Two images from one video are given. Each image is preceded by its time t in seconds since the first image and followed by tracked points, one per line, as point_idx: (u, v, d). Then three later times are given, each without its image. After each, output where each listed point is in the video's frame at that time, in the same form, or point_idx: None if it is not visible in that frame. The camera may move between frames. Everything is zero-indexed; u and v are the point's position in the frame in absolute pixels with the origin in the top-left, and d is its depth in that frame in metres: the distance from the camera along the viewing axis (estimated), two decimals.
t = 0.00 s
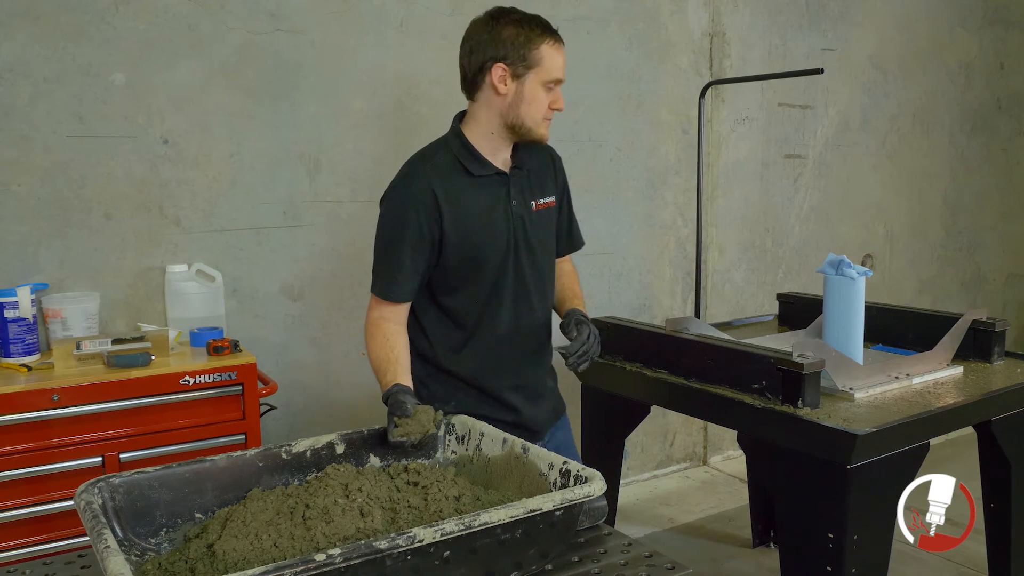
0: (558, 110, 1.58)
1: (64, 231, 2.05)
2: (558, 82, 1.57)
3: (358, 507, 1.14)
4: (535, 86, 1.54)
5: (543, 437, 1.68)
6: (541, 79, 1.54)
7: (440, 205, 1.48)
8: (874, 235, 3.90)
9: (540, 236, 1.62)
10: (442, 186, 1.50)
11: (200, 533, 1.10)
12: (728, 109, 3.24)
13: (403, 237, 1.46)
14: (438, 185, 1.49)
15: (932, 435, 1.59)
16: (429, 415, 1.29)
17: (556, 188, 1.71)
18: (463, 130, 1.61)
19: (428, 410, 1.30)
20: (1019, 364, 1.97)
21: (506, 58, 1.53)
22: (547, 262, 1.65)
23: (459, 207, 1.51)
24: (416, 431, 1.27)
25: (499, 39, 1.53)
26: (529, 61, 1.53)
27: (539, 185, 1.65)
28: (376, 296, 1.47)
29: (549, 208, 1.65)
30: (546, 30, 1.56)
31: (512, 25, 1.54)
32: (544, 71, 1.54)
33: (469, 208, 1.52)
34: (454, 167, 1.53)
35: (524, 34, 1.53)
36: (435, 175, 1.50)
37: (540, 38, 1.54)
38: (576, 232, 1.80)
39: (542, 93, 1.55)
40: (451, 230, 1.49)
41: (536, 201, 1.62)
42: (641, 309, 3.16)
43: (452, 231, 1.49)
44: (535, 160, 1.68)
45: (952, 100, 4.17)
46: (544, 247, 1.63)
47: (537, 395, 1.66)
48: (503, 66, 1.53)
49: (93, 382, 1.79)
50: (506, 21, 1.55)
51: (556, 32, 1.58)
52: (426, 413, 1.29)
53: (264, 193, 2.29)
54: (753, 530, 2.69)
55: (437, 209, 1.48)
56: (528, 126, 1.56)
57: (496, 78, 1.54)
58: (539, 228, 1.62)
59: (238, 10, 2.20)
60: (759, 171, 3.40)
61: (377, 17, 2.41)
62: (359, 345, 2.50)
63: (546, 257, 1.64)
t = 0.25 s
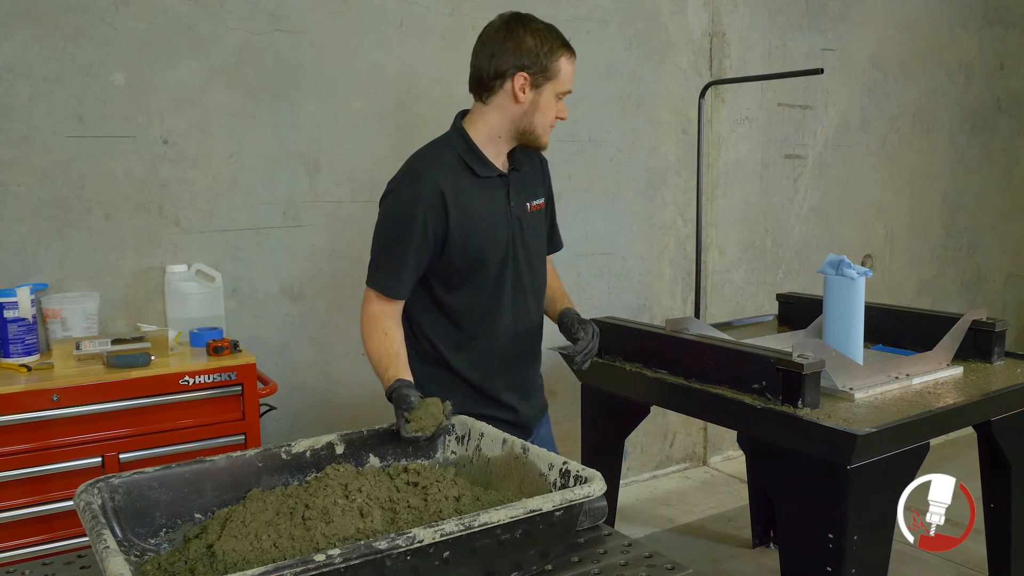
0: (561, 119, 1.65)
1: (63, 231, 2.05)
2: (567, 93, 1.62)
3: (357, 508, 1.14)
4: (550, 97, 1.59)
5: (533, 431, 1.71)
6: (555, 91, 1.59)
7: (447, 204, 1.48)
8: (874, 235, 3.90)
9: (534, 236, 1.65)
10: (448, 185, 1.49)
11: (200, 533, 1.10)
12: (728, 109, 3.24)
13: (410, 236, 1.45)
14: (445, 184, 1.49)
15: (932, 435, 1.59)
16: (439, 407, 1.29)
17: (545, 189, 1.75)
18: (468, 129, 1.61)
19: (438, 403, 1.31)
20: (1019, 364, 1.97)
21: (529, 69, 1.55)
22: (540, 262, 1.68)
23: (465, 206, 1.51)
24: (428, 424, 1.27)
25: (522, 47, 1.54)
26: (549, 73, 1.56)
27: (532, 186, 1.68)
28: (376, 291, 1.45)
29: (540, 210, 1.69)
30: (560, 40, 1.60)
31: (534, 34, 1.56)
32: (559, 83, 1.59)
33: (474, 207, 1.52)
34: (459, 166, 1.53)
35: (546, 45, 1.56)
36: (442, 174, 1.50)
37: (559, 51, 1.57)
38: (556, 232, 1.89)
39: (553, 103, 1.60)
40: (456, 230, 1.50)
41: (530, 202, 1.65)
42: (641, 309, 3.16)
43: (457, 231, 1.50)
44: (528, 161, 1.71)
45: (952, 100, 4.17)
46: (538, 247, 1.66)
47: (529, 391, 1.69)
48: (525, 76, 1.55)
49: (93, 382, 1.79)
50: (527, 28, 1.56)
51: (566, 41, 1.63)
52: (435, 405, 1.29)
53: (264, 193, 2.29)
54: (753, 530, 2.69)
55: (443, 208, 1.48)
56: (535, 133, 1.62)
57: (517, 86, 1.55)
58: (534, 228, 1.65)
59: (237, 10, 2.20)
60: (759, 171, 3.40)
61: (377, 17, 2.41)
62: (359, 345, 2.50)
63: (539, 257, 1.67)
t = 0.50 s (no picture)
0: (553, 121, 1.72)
1: (63, 231, 2.05)
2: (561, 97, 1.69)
3: (356, 508, 1.13)
4: (549, 100, 1.65)
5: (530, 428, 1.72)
6: (554, 95, 1.65)
7: (449, 196, 1.49)
8: (874, 235, 3.90)
9: (530, 233, 1.67)
10: (450, 178, 1.51)
11: (199, 533, 1.10)
12: (728, 109, 3.24)
13: (415, 225, 1.45)
14: (448, 176, 1.50)
15: (931, 435, 1.59)
16: (444, 397, 1.28)
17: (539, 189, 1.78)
18: (470, 127, 1.62)
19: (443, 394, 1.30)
20: (1019, 364, 1.96)
21: (535, 72, 1.59)
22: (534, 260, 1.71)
23: (466, 200, 1.52)
24: (434, 414, 1.26)
25: (529, 52, 1.58)
26: (552, 77, 1.62)
27: (528, 184, 1.70)
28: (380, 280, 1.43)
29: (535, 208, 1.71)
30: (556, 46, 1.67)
31: (538, 39, 1.61)
32: (558, 87, 1.65)
33: (475, 200, 1.54)
34: (460, 160, 1.54)
35: (549, 49, 1.61)
36: (444, 167, 1.51)
37: (559, 56, 1.63)
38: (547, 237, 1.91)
39: (551, 106, 1.66)
40: (459, 221, 1.51)
41: (524, 201, 1.66)
42: (640, 309, 3.16)
43: (460, 222, 1.51)
44: (523, 160, 1.73)
45: (952, 100, 4.17)
46: (533, 244, 1.68)
47: (528, 387, 1.70)
48: (531, 78, 1.59)
49: (92, 382, 1.79)
50: (531, 33, 1.61)
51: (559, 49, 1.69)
52: (439, 394, 1.29)
53: (264, 193, 2.29)
54: (753, 531, 2.69)
55: (446, 199, 1.50)
56: (533, 134, 1.67)
57: (523, 88, 1.59)
58: (530, 225, 1.67)
59: (237, 10, 2.20)
60: (759, 171, 3.40)
61: (376, 17, 2.40)
62: (358, 345, 2.50)
63: (534, 255, 1.69)
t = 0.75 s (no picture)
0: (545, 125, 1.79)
1: (62, 231, 2.05)
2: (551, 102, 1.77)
3: (356, 508, 1.13)
4: (541, 103, 1.73)
5: (526, 420, 1.75)
6: (545, 99, 1.73)
7: (454, 190, 1.57)
8: (874, 236, 3.90)
9: (529, 230, 1.74)
10: (454, 175, 1.58)
11: (197, 533, 1.10)
12: (728, 109, 3.24)
13: (424, 217, 1.52)
14: (451, 173, 1.58)
15: (931, 436, 1.59)
16: (457, 365, 1.29)
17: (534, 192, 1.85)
18: (467, 130, 1.69)
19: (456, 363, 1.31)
20: (1019, 364, 1.96)
21: (528, 76, 1.68)
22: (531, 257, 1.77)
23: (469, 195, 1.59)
24: (447, 382, 1.27)
25: (521, 58, 1.67)
26: (543, 82, 1.70)
27: (525, 185, 1.77)
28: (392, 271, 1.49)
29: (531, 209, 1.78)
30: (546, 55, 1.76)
31: (530, 46, 1.69)
32: (548, 92, 1.74)
33: (478, 196, 1.61)
34: (462, 159, 1.62)
35: (541, 55, 1.70)
36: (447, 165, 1.59)
37: (549, 64, 1.72)
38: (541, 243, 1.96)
39: (542, 110, 1.74)
40: (464, 216, 1.58)
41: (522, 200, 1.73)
42: (640, 309, 3.16)
43: (465, 216, 1.58)
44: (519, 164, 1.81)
45: (952, 100, 4.17)
46: (531, 242, 1.75)
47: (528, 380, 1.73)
48: (525, 82, 1.67)
49: (91, 382, 1.79)
50: (523, 41, 1.70)
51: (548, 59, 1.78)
52: (452, 363, 1.30)
53: (263, 193, 2.29)
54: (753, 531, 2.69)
55: (452, 194, 1.57)
56: (526, 136, 1.74)
57: (517, 90, 1.67)
58: (529, 223, 1.74)
59: (236, 10, 2.20)
60: (759, 171, 3.40)
61: (376, 17, 2.40)
62: (358, 345, 2.50)
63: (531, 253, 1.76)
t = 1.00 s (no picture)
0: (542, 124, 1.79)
1: (62, 231, 2.05)
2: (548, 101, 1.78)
3: (355, 508, 1.13)
4: (535, 102, 1.73)
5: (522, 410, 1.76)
6: (539, 98, 1.74)
7: (460, 184, 1.59)
8: (874, 236, 3.90)
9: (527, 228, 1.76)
10: (458, 171, 1.60)
11: (197, 533, 1.10)
12: (727, 109, 3.24)
13: (431, 210, 1.54)
14: (456, 168, 1.60)
15: (930, 436, 1.59)
16: (469, 347, 1.34)
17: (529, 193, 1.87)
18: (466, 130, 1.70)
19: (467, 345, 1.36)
20: (1019, 364, 1.97)
21: (519, 75, 1.69)
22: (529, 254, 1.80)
23: (474, 190, 1.61)
24: (459, 363, 1.32)
25: (513, 59, 1.68)
26: (535, 81, 1.71)
27: (524, 184, 1.79)
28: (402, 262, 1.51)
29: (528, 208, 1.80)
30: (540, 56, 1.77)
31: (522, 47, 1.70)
32: (542, 92, 1.74)
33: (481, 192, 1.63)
34: (466, 156, 1.64)
35: (533, 55, 1.71)
36: (453, 161, 1.61)
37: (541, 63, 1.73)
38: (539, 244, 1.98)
39: (537, 109, 1.75)
40: (469, 211, 1.60)
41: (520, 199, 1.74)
42: (640, 309, 3.16)
43: (470, 211, 1.60)
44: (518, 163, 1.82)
45: (951, 100, 4.17)
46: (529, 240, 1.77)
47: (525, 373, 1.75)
48: (516, 82, 1.69)
49: (91, 382, 1.79)
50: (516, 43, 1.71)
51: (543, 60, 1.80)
52: (464, 345, 1.35)
53: (263, 193, 2.29)
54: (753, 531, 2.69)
55: (457, 189, 1.59)
56: (522, 135, 1.75)
57: (509, 90, 1.69)
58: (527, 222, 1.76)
59: (236, 10, 2.20)
60: (759, 171, 3.40)
61: (376, 17, 2.40)
62: (358, 345, 2.50)
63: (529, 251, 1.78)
